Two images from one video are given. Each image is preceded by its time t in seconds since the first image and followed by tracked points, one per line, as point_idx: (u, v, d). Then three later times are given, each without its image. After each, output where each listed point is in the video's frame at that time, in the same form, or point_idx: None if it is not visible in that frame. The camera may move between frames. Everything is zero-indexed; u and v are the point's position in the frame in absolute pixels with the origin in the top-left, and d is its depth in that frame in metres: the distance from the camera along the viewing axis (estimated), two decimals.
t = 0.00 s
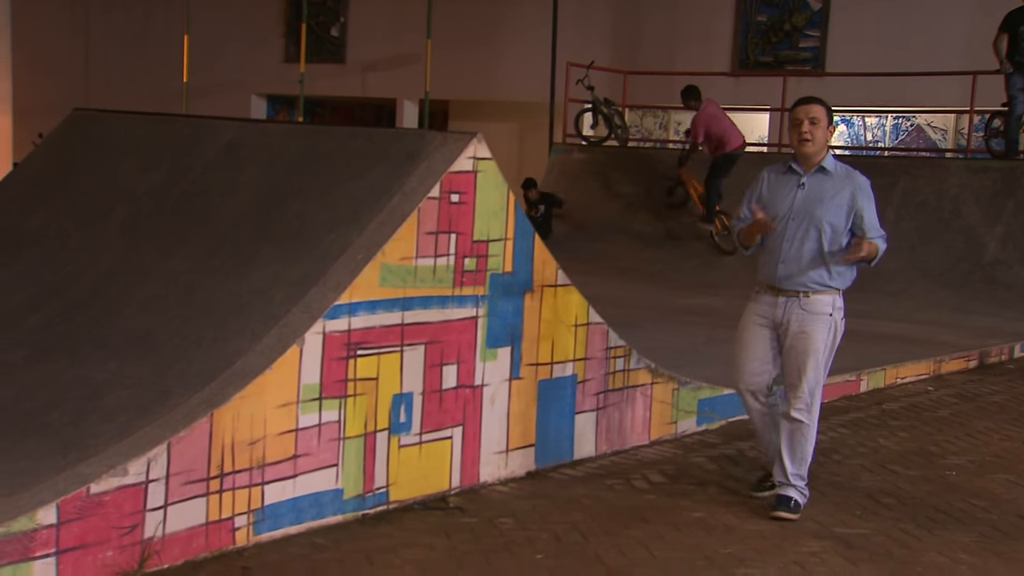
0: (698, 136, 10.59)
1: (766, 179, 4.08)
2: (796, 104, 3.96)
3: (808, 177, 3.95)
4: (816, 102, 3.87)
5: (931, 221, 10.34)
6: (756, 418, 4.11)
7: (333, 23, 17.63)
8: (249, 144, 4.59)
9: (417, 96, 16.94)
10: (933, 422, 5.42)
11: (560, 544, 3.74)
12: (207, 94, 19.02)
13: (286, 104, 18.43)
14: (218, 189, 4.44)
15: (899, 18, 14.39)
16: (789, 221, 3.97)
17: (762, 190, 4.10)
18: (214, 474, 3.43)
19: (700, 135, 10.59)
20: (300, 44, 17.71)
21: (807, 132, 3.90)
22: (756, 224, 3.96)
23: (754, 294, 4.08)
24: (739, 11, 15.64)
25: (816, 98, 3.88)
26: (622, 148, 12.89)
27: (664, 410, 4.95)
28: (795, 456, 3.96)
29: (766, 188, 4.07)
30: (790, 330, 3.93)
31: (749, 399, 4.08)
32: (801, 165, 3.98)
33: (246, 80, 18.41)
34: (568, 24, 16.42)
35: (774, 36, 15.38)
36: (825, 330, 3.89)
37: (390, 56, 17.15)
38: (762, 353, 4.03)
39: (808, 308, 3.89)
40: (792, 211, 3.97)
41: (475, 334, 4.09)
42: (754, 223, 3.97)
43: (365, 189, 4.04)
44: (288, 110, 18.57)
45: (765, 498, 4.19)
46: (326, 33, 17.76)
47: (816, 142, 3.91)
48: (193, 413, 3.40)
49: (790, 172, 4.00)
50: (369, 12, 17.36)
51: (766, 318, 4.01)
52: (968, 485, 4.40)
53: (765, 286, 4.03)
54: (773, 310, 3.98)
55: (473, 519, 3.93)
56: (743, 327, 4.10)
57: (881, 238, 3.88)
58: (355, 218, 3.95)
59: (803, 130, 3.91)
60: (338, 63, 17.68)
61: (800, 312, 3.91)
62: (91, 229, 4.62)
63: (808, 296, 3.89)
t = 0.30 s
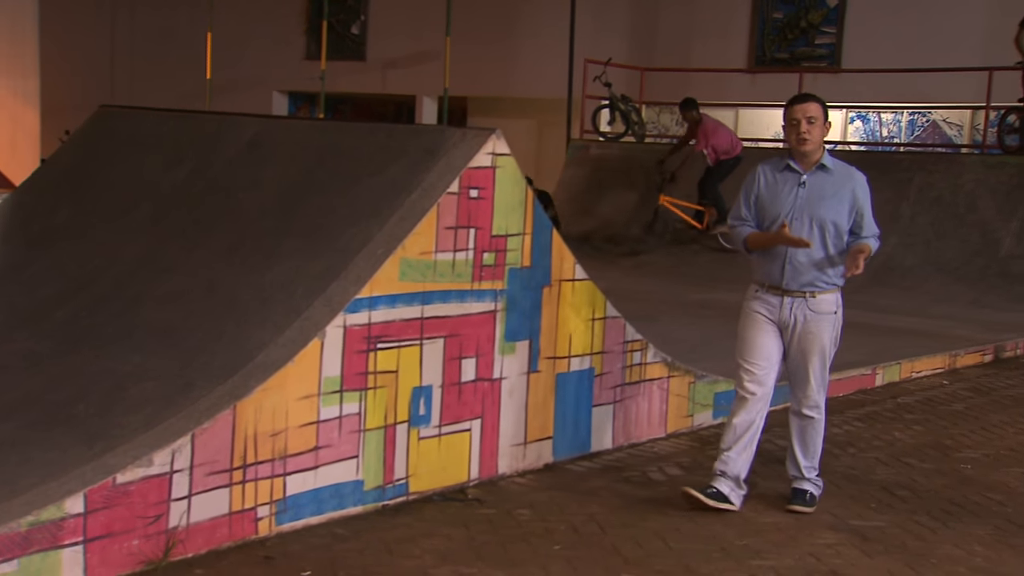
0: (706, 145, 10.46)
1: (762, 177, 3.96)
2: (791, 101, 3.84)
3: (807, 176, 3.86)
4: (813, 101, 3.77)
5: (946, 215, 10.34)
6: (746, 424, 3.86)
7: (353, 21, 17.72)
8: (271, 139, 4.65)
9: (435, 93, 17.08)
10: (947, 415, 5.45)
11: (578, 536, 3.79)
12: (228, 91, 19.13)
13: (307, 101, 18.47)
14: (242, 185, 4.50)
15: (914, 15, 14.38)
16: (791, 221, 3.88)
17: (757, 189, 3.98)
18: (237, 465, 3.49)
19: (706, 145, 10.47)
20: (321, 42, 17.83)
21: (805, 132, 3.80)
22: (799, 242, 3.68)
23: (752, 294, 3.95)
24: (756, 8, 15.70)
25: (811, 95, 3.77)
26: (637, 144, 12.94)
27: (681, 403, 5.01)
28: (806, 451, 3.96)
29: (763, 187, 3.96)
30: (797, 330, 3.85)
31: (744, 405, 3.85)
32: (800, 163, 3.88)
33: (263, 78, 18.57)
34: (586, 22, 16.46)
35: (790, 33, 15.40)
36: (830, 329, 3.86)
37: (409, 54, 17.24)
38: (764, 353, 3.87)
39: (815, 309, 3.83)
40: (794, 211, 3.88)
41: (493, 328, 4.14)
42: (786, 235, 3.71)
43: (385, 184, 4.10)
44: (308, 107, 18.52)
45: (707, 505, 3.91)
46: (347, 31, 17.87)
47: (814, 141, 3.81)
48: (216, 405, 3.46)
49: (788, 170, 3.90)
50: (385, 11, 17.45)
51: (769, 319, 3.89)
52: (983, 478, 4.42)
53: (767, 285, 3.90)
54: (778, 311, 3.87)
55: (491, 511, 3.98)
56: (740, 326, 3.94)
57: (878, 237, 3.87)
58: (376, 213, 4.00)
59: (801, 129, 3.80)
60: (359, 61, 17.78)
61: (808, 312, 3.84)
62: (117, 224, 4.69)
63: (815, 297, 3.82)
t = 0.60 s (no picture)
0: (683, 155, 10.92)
1: (743, 171, 3.94)
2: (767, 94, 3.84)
3: (788, 167, 3.85)
4: (790, 91, 3.77)
5: (966, 209, 10.34)
6: (746, 428, 3.84)
7: (378, 17, 17.83)
8: (299, 133, 4.72)
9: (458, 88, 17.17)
10: (968, 407, 5.48)
11: (600, 525, 3.84)
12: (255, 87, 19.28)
13: (333, 96, 18.59)
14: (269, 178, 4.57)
15: (935, 8, 14.33)
16: (774, 213, 3.85)
17: (737, 183, 3.95)
18: (264, 453, 3.55)
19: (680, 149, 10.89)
20: (347, 37, 17.92)
21: (786, 123, 3.80)
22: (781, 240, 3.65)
23: (737, 290, 3.92)
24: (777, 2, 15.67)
25: (788, 87, 3.78)
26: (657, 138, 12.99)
27: (701, 395, 5.06)
28: (818, 441, 3.97)
29: (743, 181, 3.94)
30: (786, 324, 3.82)
31: (739, 408, 3.82)
32: (779, 155, 3.87)
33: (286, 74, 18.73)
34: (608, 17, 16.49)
35: (811, 28, 15.35)
36: (820, 321, 3.85)
37: (431, 49, 17.31)
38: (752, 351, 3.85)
39: (804, 301, 3.81)
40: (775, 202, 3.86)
41: (516, 320, 4.20)
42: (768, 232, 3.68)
43: (410, 178, 4.15)
44: (333, 102, 18.71)
45: (717, 514, 3.91)
46: (372, 27, 18.02)
47: (794, 132, 3.81)
48: (244, 395, 3.52)
49: (768, 163, 3.88)
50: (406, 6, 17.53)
51: (757, 315, 3.86)
52: (1003, 470, 4.44)
53: (751, 279, 3.87)
54: (765, 306, 3.84)
55: (514, 500, 4.03)
56: (727, 327, 3.92)
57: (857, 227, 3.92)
58: (401, 207, 4.06)
59: (781, 121, 3.80)
60: (383, 56, 17.90)
61: (795, 305, 3.82)
62: (148, 216, 4.76)
63: (802, 288, 3.80)
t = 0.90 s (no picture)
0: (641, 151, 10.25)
1: (736, 166, 3.95)
2: (759, 90, 3.84)
3: (780, 162, 3.85)
4: (781, 86, 3.76)
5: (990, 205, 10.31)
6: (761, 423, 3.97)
7: (406, 15, 17.89)
8: (327, 130, 4.78)
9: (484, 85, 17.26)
10: (992, 402, 5.50)
11: (624, 517, 3.89)
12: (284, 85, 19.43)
13: (361, 94, 18.67)
14: (298, 175, 4.64)
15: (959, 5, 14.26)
16: (765, 209, 3.87)
17: (730, 178, 3.98)
18: (294, 445, 3.61)
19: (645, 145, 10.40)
20: (374, 36, 17.99)
21: (778, 118, 3.79)
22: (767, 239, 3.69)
23: (732, 288, 3.94)
24: None
25: (780, 82, 3.77)
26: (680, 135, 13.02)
27: (725, 389, 5.13)
28: (793, 448, 3.82)
29: (736, 176, 3.96)
30: (776, 316, 3.81)
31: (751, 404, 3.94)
32: (772, 150, 3.88)
33: (309, 72, 18.88)
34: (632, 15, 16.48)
35: (835, 25, 15.37)
36: (811, 314, 3.79)
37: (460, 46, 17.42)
38: (746, 346, 3.91)
39: (793, 292, 3.79)
40: (768, 198, 3.87)
41: (541, 314, 4.26)
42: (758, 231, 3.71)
43: (437, 174, 4.22)
44: (362, 100, 18.82)
45: (742, 507, 3.97)
46: (399, 25, 18.07)
47: (786, 127, 3.81)
48: (275, 388, 3.58)
49: (760, 158, 3.90)
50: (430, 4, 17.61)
51: (748, 309, 3.88)
52: None
53: (744, 276, 3.89)
54: (757, 301, 3.86)
55: (539, 492, 4.09)
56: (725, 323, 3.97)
57: (853, 222, 3.90)
58: (428, 203, 4.13)
59: (773, 116, 3.80)
60: (411, 54, 17.97)
61: (785, 297, 3.80)
62: (181, 212, 4.84)
63: (791, 280, 3.78)
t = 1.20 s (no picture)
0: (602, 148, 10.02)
1: (742, 169, 3.94)
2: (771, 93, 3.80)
3: (784, 167, 3.81)
4: (790, 91, 3.71)
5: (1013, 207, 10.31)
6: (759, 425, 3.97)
7: (431, 19, 17.98)
8: (354, 132, 4.85)
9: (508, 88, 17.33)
10: (1014, 403, 5.51)
11: (646, 515, 3.93)
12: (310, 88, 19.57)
13: (386, 98, 18.77)
14: (326, 177, 4.71)
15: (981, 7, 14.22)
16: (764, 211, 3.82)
17: (736, 181, 3.96)
18: (321, 443, 3.67)
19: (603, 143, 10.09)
20: (399, 40, 18.08)
21: (783, 122, 3.74)
22: (764, 223, 3.60)
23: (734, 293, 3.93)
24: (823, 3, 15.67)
25: (789, 86, 3.71)
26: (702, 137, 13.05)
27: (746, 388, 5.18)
28: (766, 460, 3.76)
29: (741, 179, 3.94)
30: (769, 323, 3.78)
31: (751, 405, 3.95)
32: (777, 155, 3.84)
33: (332, 75, 19.03)
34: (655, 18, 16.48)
35: (857, 28, 15.35)
36: (803, 323, 3.73)
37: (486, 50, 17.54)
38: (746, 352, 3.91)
39: (786, 300, 3.74)
40: (767, 201, 3.82)
41: (564, 315, 4.32)
42: (756, 216, 3.63)
43: (462, 177, 4.28)
44: (387, 103, 18.93)
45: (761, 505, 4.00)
46: (424, 29, 18.13)
47: (793, 132, 3.76)
48: (302, 387, 3.64)
49: (766, 162, 3.87)
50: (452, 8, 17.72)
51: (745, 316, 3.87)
52: None
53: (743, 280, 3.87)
54: (753, 306, 3.83)
55: (562, 491, 4.13)
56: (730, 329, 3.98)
57: (859, 231, 3.76)
58: (454, 205, 4.19)
59: (778, 119, 3.75)
60: (434, 57, 18.05)
61: (778, 306, 3.75)
62: (209, 213, 4.92)
63: (785, 288, 3.73)
